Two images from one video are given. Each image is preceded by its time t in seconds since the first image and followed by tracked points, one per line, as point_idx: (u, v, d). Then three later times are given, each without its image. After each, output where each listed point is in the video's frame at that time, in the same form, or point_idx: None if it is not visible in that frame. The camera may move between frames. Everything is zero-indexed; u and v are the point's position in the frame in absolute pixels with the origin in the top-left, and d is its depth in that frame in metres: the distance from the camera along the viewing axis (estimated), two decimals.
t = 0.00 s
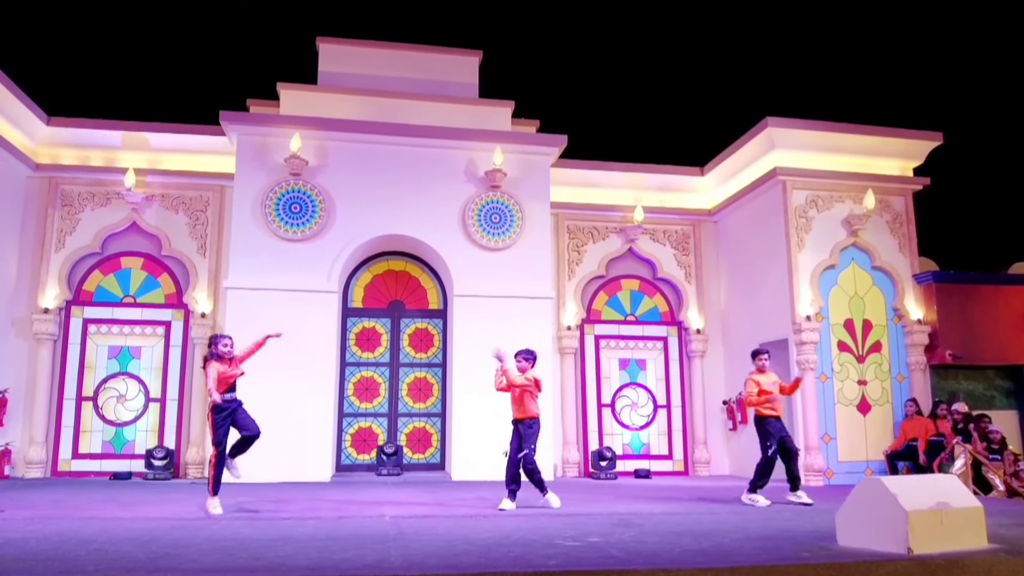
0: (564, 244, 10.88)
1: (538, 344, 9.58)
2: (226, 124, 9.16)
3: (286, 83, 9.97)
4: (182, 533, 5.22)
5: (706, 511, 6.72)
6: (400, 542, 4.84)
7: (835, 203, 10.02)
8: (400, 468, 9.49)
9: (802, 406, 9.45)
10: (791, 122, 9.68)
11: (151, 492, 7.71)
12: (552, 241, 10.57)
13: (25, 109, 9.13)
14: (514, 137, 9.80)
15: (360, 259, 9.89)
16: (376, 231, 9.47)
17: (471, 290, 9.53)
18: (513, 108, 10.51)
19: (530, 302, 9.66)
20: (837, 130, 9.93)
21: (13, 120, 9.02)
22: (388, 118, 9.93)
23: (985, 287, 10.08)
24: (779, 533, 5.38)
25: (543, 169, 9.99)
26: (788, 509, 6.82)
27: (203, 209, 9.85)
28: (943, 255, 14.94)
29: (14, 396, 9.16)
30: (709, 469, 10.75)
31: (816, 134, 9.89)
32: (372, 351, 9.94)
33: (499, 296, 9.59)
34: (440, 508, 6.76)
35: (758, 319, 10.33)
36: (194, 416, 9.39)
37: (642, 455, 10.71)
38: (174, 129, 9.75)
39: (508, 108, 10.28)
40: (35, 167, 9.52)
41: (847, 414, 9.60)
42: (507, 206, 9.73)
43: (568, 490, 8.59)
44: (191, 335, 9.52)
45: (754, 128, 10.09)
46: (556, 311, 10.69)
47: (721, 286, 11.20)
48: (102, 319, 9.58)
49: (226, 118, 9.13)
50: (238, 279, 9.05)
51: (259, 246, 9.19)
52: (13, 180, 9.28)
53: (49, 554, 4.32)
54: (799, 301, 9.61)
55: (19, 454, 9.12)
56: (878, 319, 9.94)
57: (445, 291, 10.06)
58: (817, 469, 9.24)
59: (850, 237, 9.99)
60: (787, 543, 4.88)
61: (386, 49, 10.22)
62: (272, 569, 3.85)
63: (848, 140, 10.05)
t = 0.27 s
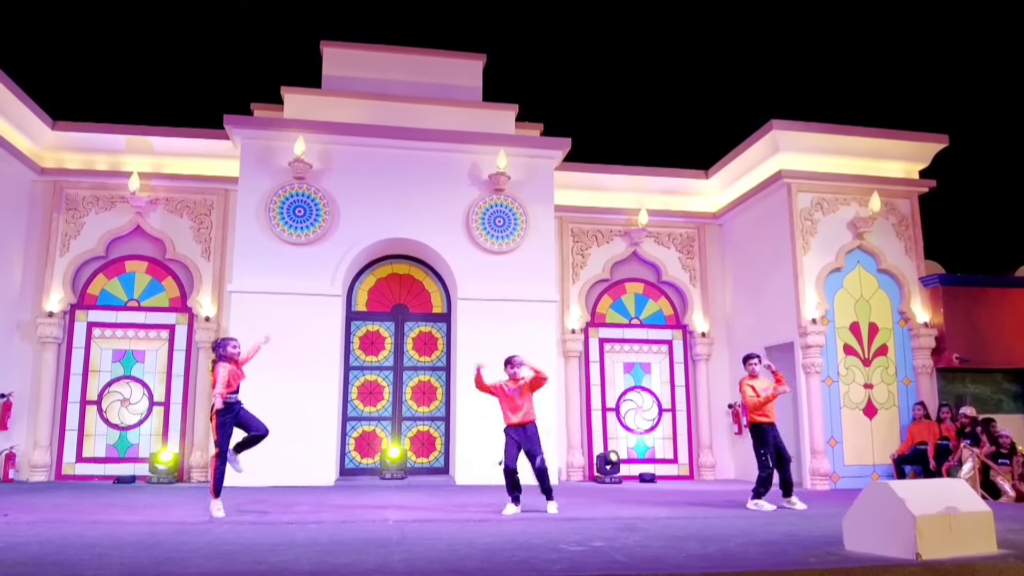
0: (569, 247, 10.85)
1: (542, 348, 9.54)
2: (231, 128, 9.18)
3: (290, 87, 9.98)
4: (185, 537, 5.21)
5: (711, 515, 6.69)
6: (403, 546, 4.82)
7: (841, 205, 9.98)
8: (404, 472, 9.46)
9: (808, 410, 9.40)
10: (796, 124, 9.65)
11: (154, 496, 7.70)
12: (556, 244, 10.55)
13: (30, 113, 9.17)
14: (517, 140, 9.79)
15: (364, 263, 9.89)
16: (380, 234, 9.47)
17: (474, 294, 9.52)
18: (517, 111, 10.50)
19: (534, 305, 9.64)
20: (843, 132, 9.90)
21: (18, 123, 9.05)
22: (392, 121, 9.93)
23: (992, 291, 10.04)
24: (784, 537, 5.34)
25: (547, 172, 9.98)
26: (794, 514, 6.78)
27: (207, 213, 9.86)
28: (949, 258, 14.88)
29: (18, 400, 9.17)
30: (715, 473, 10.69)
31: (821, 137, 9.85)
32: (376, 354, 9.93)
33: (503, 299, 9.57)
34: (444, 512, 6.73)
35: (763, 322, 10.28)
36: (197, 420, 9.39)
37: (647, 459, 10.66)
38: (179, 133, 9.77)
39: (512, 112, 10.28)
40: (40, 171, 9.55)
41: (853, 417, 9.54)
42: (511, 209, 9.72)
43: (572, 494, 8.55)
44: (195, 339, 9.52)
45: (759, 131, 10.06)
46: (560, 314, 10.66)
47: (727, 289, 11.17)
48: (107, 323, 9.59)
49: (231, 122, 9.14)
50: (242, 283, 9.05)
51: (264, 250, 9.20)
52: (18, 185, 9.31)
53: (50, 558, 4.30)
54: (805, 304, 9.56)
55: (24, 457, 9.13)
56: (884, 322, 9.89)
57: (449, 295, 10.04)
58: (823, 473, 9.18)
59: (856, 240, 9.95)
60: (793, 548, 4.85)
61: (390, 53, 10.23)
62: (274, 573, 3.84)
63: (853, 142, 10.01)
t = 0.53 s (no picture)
0: (577, 248, 10.83)
1: (551, 349, 9.52)
2: (239, 130, 9.20)
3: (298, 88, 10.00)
4: (194, 538, 5.21)
5: (721, 517, 6.64)
6: (411, 547, 4.81)
7: (851, 205, 9.92)
8: (412, 473, 9.44)
9: (818, 411, 9.34)
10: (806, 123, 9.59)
11: (164, 497, 7.72)
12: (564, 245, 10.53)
13: (41, 116, 9.22)
14: (525, 140, 9.77)
15: (372, 264, 9.89)
16: (388, 236, 9.47)
17: (482, 295, 9.50)
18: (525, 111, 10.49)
19: (542, 306, 9.62)
20: (853, 131, 9.83)
21: (28, 126, 9.10)
22: (400, 122, 9.93)
23: (1005, 291, 9.95)
24: (795, 539, 5.30)
25: (555, 173, 9.96)
26: (804, 515, 6.73)
27: (215, 215, 9.89)
28: (961, 258, 14.77)
29: (29, 401, 9.22)
30: (724, 475, 10.64)
31: (831, 136, 9.79)
32: (384, 355, 9.93)
33: (511, 300, 9.56)
34: (452, 514, 6.72)
35: (773, 322, 10.23)
36: (206, 421, 9.42)
37: (656, 460, 10.61)
38: (187, 135, 9.81)
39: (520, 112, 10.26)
40: (50, 173, 9.60)
41: (864, 418, 9.47)
42: (519, 209, 9.70)
43: (581, 496, 8.52)
44: (204, 340, 9.55)
45: (769, 130, 10.00)
46: (568, 315, 10.63)
47: (736, 289, 11.12)
48: (116, 325, 9.63)
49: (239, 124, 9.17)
50: (251, 284, 9.07)
51: (272, 251, 9.21)
52: (29, 187, 9.36)
53: (59, 559, 4.31)
54: (815, 304, 9.50)
55: (34, 458, 9.18)
56: (895, 322, 9.81)
57: (457, 295, 10.03)
58: (834, 474, 9.11)
59: (866, 240, 9.88)
60: (803, 549, 4.81)
61: (397, 54, 10.24)
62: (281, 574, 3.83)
63: (864, 141, 9.95)
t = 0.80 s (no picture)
0: (588, 248, 10.82)
1: (563, 350, 9.52)
2: (252, 132, 9.26)
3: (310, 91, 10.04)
4: (209, 538, 5.24)
5: (735, 518, 6.61)
6: (425, 548, 4.82)
7: (865, 204, 9.86)
8: (425, 474, 9.45)
9: (832, 411, 9.29)
10: (819, 122, 9.53)
11: (178, 498, 7.76)
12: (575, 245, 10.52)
13: (56, 119, 9.30)
14: (536, 141, 9.78)
15: (384, 266, 9.93)
16: (400, 237, 9.49)
17: (494, 295, 9.51)
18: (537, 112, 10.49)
19: (553, 307, 9.61)
20: (867, 130, 9.77)
21: (44, 130, 9.18)
22: (412, 124, 9.95)
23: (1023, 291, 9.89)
24: (810, 541, 5.27)
25: (567, 173, 9.95)
26: (819, 517, 6.69)
27: (229, 217, 9.95)
28: (976, 257, 14.65)
29: (46, 402, 9.30)
30: (738, 476, 10.60)
31: (844, 135, 9.73)
32: (397, 356, 9.96)
33: (523, 301, 9.56)
34: (466, 514, 6.72)
35: (786, 323, 10.18)
36: (220, 422, 9.47)
37: (669, 462, 10.58)
38: (201, 138, 9.87)
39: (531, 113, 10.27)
40: (66, 177, 9.69)
41: (879, 419, 9.41)
42: (531, 210, 9.71)
43: (594, 497, 8.51)
44: (218, 342, 9.61)
45: (781, 130, 9.96)
46: (580, 316, 10.62)
47: (749, 289, 11.08)
48: (131, 326, 9.70)
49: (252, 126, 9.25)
50: (264, 286, 9.12)
51: (285, 253, 9.25)
52: (45, 191, 9.45)
53: (76, 559, 4.35)
54: (829, 304, 9.45)
55: (51, 459, 9.26)
56: (910, 322, 9.74)
57: (469, 296, 10.05)
58: (848, 475, 9.05)
59: (880, 239, 9.82)
60: (819, 551, 4.78)
61: (409, 56, 10.27)
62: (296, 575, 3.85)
63: (877, 140, 9.88)
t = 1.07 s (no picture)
0: (599, 249, 10.79)
1: (573, 350, 9.49)
2: (263, 133, 9.29)
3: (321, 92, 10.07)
4: (221, 539, 5.26)
5: (747, 520, 6.58)
6: (436, 549, 4.82)
7: (877, 204, 9.79)
8: (435, 474, 9.45)
9: (844, 412, 9.22)
10: (831, 121, 9.47)
11: (190, 498, 7.79)
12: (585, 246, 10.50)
13: (69, 122, 9.35)
14: (546, 141, 9.77)
15: (394, 267, 9.94)
16: (410, 238, 9.49)
17: (504, 296, 9.50)
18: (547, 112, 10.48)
19: (563, 308, 9.59)
20: (879, 129, 9.69)
21: (56, 133, 9.24)
22: (422, 125, 9.96)
23: None
24: (823, 543, 5.23)
25: (577, 173, 9.93)
26: (832, 519, 6.64)
27: (240, 219, 10.00)
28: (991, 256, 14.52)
29: (59, 403, 9.37)
30: (750, 477, 10.54)
31: (857, 134, 9.66)
32: (407, 357, 9.96)
33: (533, 301, 9.54)
34: (476, 515, 6.72)
35: (798, 323, 10.12)
36: (232, 423, 9.51)
37: (680, 463, 10.53)
38: (212, 140, 9.92)
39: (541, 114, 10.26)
40: (78, 179, 9.76)
41: (892, 420, 9.33)
42: (541, 210, 9.69)
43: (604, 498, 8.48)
44: (229, 343, 9.65)
45: (792, 129, 9.90)
46: (590, 316, 10.60)
47: (761, 289, 11.02)
48: (143, 328, 9.75)
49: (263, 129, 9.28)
50: (275, 286, 9.14)
51: (296, 254, 9.27)
52: (58, 193, 9.51)
53: (89, 559, 4.38)
54: (841, 304, 9.38)
55: (65, 459, 9.32)
56: (923, 322, 9.66)
57: (479, 297, 10.05)
58: (861, 477, 8.97)
59: (893, 239, 9.74)
60: (832, 553, 4.75)
61: (419, 57, 10.28)
62: None
63: (890, 139, 9.81)
